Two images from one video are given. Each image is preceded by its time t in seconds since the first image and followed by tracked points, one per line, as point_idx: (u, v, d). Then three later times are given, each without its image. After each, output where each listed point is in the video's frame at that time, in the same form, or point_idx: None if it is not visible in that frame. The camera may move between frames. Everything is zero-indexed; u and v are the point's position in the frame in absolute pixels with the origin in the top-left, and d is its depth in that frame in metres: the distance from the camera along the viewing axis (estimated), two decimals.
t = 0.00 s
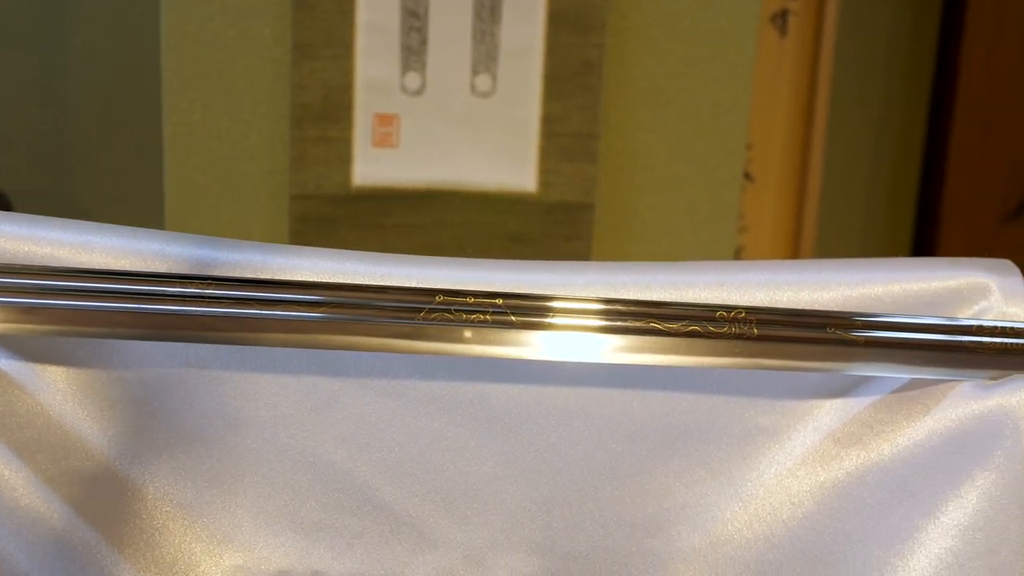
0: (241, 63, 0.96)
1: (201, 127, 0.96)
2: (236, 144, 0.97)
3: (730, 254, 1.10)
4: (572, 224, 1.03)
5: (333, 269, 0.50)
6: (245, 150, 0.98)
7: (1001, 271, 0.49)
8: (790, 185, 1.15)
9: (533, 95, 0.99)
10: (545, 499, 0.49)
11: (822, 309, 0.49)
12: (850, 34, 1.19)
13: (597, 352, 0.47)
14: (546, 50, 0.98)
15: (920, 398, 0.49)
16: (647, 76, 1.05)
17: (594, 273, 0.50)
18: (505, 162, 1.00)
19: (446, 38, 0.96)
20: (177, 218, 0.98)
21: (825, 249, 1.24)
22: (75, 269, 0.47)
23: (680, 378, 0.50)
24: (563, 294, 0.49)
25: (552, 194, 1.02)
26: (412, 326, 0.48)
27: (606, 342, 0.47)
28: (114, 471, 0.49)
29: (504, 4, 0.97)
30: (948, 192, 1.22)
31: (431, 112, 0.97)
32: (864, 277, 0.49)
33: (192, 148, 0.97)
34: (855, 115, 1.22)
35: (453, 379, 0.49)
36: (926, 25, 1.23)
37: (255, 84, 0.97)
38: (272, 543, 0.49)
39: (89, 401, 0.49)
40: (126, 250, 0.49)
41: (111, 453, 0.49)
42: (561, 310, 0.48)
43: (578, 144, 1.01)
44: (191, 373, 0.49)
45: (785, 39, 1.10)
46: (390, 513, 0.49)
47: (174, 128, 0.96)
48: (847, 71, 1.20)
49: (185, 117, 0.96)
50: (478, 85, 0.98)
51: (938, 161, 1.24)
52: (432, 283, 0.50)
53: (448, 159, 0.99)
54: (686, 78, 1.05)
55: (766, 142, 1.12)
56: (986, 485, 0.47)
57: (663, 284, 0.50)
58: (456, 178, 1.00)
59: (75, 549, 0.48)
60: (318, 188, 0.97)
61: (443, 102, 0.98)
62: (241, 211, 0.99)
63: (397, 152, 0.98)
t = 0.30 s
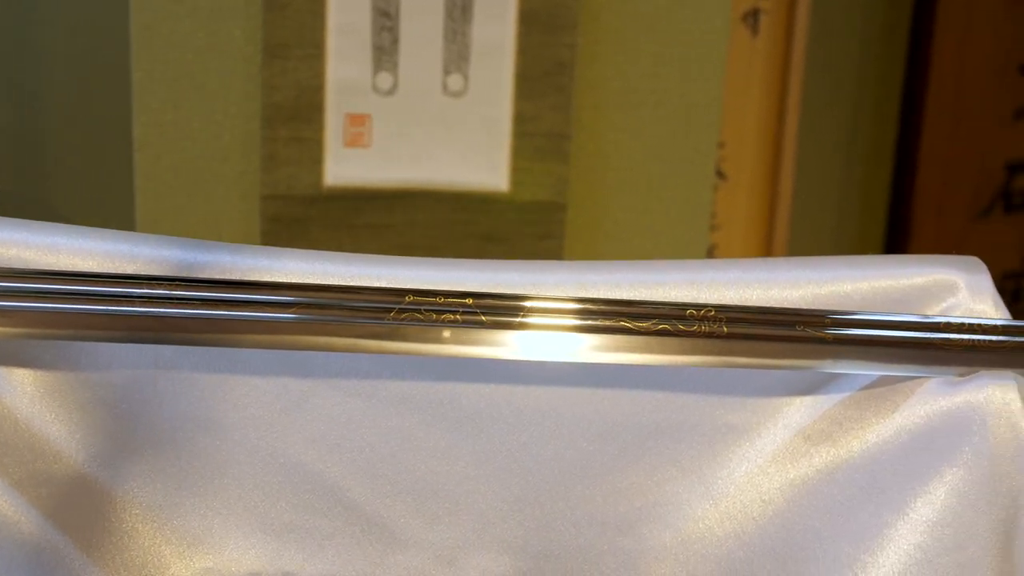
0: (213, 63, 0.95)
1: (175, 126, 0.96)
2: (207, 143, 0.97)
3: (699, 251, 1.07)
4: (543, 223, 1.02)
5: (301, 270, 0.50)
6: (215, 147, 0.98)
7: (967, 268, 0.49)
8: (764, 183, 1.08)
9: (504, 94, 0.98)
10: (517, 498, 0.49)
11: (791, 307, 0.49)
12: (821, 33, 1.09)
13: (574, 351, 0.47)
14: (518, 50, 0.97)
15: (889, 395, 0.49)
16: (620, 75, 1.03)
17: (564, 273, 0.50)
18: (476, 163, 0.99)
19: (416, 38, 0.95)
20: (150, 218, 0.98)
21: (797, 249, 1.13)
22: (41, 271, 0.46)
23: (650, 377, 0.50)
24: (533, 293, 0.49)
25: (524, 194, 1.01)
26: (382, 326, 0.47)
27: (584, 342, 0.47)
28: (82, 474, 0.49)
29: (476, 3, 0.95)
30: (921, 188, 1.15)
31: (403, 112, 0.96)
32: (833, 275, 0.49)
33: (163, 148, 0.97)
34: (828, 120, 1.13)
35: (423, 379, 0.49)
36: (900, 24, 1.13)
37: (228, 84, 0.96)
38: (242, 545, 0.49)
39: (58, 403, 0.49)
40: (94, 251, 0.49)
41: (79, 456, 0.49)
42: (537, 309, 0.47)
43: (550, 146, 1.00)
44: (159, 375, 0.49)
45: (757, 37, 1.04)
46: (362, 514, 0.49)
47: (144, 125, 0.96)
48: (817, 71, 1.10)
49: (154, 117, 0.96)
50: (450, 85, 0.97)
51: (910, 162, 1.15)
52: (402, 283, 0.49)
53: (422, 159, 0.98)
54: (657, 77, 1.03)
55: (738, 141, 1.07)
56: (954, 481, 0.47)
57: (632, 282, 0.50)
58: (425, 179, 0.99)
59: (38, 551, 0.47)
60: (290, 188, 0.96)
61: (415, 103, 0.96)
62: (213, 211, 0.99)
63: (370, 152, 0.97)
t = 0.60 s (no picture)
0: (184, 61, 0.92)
1: (146, 127, 0.93)
2: (181, 142, 0.94)
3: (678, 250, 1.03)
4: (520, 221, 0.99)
5: (274, 270, 0.50)
6: (188, 146, 0.94)
7: (939, 266, 0.49)
8: (740, 181, 1.06)
9: (481, 93, 0.95)
10: (491, 498, 0.49)
11: (764, 305, 0.49)
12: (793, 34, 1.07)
13: (552, 351, 0.47)
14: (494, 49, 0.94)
15: (862, 392, 0.49)
16: (596, 72, 0.99)
17: (537, 271, 0.50)
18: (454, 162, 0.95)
19: (391, 37, 0.92)
20: (123, 219, 0.94)
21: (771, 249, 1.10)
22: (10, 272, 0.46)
23: (624, 375, 0.50)
24: (507, 292, 0.49)
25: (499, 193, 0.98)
26: (355, 326, 0.47)
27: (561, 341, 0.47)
28: (52, 477, 0.48)
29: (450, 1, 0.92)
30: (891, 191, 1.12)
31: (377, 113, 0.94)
32: (804, 273, 0.50)
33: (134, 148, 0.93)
34: (802, 119, 1.10)
35: (397, 379, 0.49)
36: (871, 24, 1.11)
37: (200, 83, 0.92)
38: (216, 547, 0.49)
39: (27, 405, 0.48)
40: (65, 252, 0.49)
41: (48, 458, 0.48)
42: (513, 310, 0.47)
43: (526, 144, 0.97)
44: (131, 377, 0.49)
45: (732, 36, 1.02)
46: (336, 514, 0.49)
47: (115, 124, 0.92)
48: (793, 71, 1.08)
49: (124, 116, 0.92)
50: (425, 84, 0.94)
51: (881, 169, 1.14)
52: (375, 283, 0.49)
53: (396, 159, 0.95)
54: (636, 76, 0.99)
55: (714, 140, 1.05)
56: (926, 478, 0.48)
57: (606, 281, 0.50)
58: (398, 178, 0.96)
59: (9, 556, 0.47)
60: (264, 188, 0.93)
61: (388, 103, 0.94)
62: (188, 211, 0.95)
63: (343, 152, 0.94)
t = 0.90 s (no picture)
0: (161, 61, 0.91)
1: (123, 126, 0.91)
2: (158, 142, 0.93)
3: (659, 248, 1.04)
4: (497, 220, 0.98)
5: (251, 271, 0.50)
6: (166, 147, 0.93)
7: (916, 264, 0.49)
8: (718, 181, 1.08)
9: (459, 92, 0.95)
10: (470, 497, 0.49)
11: (742, 304, 0.49)
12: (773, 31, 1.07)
13: (532, 350, 0.47)
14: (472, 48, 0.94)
15: (839, 389, 0.49)
16: (574, 72, 0.99)
17: (516, 270, 0.50)
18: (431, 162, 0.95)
19: (370, 36, 0.92)
20: (101, 219, 0.93)
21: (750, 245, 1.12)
22: None
23: (603, 374, 0.50)
24: (485, 292, 0.49)
25: (477, 193, 0.97)
26: (333, 326, 0.47)
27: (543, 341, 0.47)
28: (26, 479, 0.48)
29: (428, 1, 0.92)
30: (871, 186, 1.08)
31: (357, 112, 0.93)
32: (782, 271, 0.50)
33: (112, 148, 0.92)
34: (779, 118, 1.10)
35: (375, 379, 0.49)
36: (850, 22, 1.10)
37: (177, 82, 0.92)
38: (194, 548, 0.49)
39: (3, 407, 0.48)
40: (40, 253, 0.49)
41: (22, 460, 0.48)
42: (495, 311, 0.47)
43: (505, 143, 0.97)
44: (108, 378, 0.48)
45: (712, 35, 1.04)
46: (314, 515, 0.49)
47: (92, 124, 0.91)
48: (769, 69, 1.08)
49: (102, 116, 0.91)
50: (403, 84, 0.94)
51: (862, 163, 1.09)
52: (353, 283, 0.49)
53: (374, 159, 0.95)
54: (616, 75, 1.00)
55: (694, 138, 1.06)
56: (903, 475, 0.48)
57: (583, 280, 0.50)
58: (377, 178, 0.95)
59: None
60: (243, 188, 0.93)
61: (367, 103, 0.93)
62: (166, 210, 0.95)
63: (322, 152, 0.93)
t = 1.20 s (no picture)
0: (141, 64, 0.92)
1: (104, 127, 0.92)
2: (138, 143, 0.93)
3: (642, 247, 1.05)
4: (478, 219, 0.99)
5: (229, 272, 0.50)
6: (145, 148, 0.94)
7: (894, 263, 0.50)
8: (699, 181, 1.08)
9: (439, 91, 0.95)
10: (449, 497, 0.49)
11: (720, 303, 0.49)
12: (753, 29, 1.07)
13: (514, 349, 0.47)
14: (451, 47, 0.94)
15: (817, 387, 0.50)
16: (553, 72, 0.99)
17: (494, 270, 0.50)
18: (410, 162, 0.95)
19: (350, 35, 0.92)
20: (81, 219, 0.94)
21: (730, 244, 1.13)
22: None
23: (582, 373, 0.50)
24: (464, 292, 0.49)
25: (457, 192, 0.98)
26: (312, 326, 0.47)
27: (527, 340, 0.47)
28: None
29: (408, 1, 0.92)
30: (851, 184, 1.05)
31: (337, 112, 0.93)
32: (760, 270, 0.50)
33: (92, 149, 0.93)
34: (760, 116, 1.11)
35: (354, 380, 0.49)
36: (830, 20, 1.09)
37: (158, 82, 0.92)
38: (172, 550, 0.48)
39: None
40: (17, 254, 0.48)
41: None
42: (477, 311, 0.47)
43: (483, 143, 0.97)
44: (86, 380, 0.48)
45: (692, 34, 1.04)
46: (293, 516, 0.49)
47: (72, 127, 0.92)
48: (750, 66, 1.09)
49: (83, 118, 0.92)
50: (382, 83, 0.94)
51: (842, 159, 1.07)
52: (331, 283, 0.49)
53: (353, 159, 0.95)
54: (599, 73, 1.00)
55: (670, 137, 1.07)
56: (882, 472, 0.48)
57: (562, 280, 0.50)
58: (356, 178, 0.95)
59: None
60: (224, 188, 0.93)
61: (347, 103, 0.93)
62: (147, 210, 0.95)
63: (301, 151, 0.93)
